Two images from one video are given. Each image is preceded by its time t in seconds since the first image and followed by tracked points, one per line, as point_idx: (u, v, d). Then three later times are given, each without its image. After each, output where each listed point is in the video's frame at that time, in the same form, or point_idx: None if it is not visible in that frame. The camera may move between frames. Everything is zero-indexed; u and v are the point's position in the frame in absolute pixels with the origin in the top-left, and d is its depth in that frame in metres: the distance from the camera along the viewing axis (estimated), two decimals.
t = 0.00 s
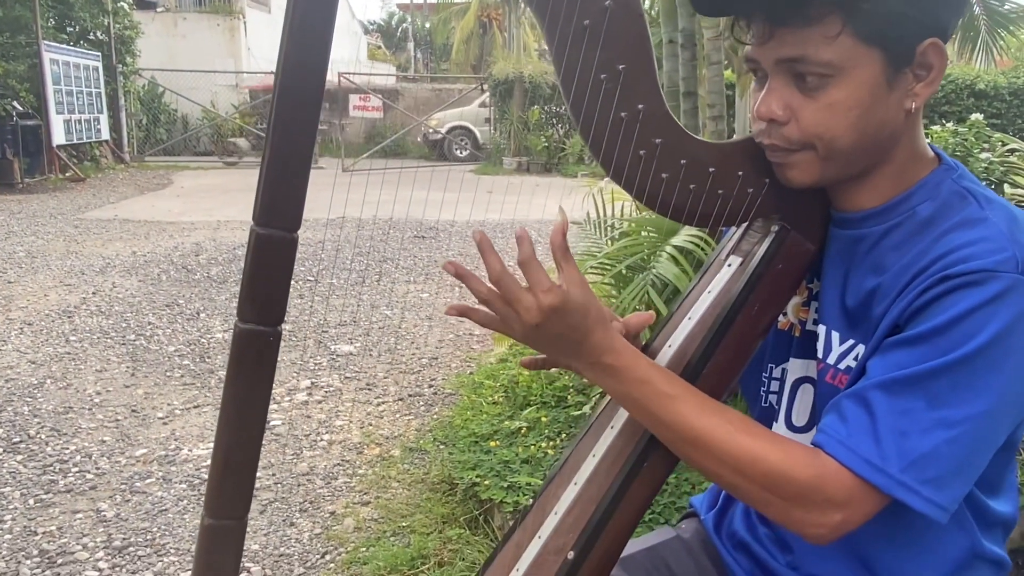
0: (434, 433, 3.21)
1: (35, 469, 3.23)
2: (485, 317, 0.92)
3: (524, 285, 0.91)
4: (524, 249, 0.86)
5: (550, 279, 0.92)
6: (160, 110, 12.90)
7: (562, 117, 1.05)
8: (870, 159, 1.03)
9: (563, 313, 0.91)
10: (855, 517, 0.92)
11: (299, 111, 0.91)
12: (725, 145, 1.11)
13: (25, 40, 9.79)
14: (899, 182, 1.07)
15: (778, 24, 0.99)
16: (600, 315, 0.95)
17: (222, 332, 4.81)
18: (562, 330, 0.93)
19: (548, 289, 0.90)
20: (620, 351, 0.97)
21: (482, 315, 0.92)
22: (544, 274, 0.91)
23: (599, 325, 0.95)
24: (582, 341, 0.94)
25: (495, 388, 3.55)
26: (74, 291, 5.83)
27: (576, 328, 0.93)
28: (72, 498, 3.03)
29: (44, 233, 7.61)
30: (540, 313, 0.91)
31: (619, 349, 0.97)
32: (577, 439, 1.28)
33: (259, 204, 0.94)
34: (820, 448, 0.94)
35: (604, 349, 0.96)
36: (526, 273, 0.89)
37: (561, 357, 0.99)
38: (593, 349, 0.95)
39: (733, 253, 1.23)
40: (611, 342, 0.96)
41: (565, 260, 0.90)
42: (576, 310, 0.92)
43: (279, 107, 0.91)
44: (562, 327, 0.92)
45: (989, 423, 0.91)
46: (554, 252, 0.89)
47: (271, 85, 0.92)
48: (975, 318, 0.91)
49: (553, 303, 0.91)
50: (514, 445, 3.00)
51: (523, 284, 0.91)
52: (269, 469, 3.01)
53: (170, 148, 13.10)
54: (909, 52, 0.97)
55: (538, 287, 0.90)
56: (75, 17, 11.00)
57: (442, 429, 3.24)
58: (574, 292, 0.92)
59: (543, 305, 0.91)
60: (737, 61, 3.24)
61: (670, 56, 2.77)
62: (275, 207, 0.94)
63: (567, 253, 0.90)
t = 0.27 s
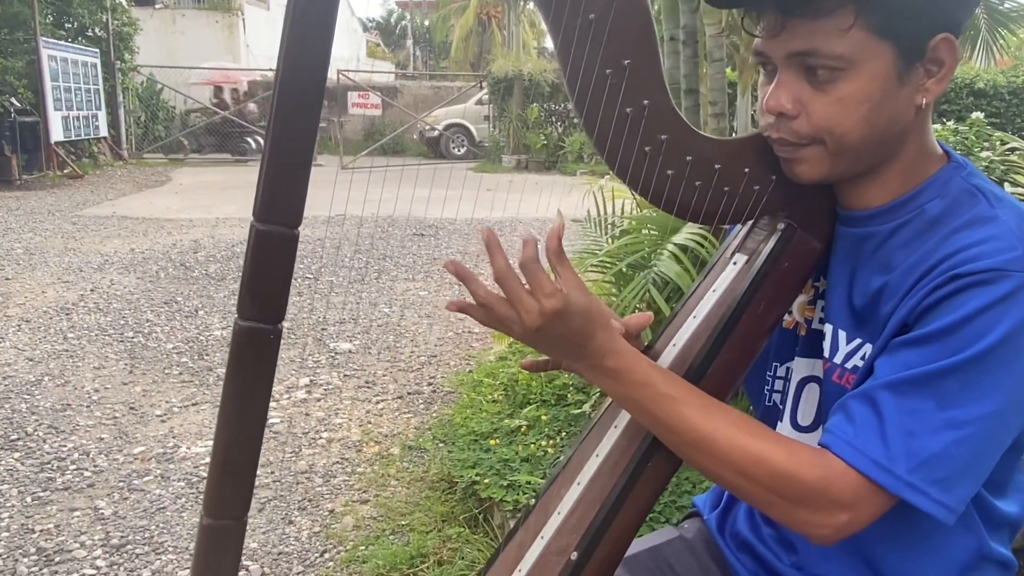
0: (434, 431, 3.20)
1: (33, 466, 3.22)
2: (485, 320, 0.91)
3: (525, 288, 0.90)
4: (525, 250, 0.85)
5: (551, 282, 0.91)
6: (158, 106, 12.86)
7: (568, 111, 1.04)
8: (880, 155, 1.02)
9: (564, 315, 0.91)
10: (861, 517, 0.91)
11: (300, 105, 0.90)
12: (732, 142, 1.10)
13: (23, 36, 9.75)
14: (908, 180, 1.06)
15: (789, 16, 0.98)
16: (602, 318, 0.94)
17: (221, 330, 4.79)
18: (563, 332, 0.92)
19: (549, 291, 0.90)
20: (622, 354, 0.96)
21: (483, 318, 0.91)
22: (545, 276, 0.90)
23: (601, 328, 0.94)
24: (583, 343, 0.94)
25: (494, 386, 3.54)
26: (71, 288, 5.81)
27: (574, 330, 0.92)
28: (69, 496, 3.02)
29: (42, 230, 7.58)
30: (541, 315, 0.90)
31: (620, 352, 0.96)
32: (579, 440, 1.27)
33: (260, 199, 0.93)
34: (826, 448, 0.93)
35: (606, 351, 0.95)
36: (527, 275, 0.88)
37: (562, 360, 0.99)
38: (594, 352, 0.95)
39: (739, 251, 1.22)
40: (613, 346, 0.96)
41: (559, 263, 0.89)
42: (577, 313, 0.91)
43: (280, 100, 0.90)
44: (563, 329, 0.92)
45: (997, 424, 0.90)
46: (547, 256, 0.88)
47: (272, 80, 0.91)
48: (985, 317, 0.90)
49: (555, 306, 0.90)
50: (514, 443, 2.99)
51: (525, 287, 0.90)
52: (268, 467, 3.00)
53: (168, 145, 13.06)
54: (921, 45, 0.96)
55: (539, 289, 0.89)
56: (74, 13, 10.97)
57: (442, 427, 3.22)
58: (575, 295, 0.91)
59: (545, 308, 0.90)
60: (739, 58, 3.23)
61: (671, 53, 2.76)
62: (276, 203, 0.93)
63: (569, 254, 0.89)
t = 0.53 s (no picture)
0: (434, 431, 3.19)
1: (31, 466, 3.21)
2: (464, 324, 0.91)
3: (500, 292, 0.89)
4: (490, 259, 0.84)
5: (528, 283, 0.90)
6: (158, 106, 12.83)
7: (570, 110, 1.03)
8: (884, 154, 1.01)
9: (542, 317, 0.90)
10: (857, 513, 0.90)
11: (301, 103, 0.89)
12: (736, 141, 1.09)
13: (23, 35, 9.73)
14: (911, 179, 1.05)
15: (790, 16, 0.98)
16: (583, 315, 0.92)
17: (221, 329, 4.78)
18: (543, 334, 0.91)
19: (524, 295, 0.88)
20: (605, 350, 0.95)
21: (461, 325, 0.91)
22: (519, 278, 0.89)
23: (581, 326, 0.93)
24: (564, 343, 0.92)
25: (494, 386, 3.54)
26: (71, 287, 5.80)
27: (558, 329, 0.91)
28: (68, 495, 3.01)
29: (42, 229, 7.57)
30: (517, 319, 0.89)
31: (604, 350, 0.95)
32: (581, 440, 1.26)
33: (259, 198, 0.92)
34: (825, 442, 0.92)
35: (588, 350, 0.94)
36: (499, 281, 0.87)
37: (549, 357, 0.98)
38: (577, 351, 0.94)
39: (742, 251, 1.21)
40: (595, 343, 0.94)
41: (541, 259, 0.88)
42: (555, 313, 0.90)
43: (280, 96, 0.89)
44: (542, 331, 0.91)
45: (996, 421, 0.90)
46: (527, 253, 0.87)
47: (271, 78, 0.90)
48: (988, 314, 0.89)
49: (530, 309, 0.89)
50: (514, 444, 2.98)
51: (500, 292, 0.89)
52: (268, 468, 2.99)
53: (168, 144, 13.04)
54: (925, 44, 0.95)
55: (514, 293, 0.88)
56: (74, 12, 10.95)
57: (442, 427, 3.21)
58: (552, 294, 0.90)
59: (520, 312, 0.89)
60: (740, 58, 3.22)
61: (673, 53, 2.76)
62: (276, 202, 0.92)
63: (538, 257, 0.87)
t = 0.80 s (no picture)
0: (434, 432, 3.18)
1: (31, 467, 3.21)
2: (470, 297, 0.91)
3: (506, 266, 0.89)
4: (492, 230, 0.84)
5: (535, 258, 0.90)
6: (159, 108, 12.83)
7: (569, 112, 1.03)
8: (883, 156, 1.01)
9: (547, 292, 0.89)
10: (852, 509, 0.90)
11: (300, 105, 0.89)
12: (735, 143, 1.09)
13: (25, 37, 9.73)
14: (911, 179, 1.05)
15: (786, 22, 0.97)
16: (591, 293, 0.92)
17: (221, 331, 4.78)
18: (548, 308, 0.91)
19: (529, 269, 0.88)
20: (611, 330, 0.95)
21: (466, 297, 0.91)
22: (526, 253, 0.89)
23: (588, 303, 0.92)
24: (570, 320, 0.92)
25: (495, 388, 3.53)
26: (72, 289, 5.81)
27: (567, 304, 0.91)
28: (68, 497, 3.00)
29: (43, 230, 7.58)
30: (522, 291, 0.89)
31: (610, 329, 0.94)
32: (581, 441, 1.25)
33: (258, 198, 0.92)
34: (822, 439, 0.92)
35: (594, 328, 0.94)
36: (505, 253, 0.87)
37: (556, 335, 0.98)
38: (584, 330, 0.93)
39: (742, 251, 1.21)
40: (602, 322, 0.94)
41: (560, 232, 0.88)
42: (561, 288, 0.90)
43: (279, 96, 0.88)
44: (548, 306, 0.91)
45: (995, 419, 0.89)
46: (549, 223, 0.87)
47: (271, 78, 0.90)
48: (987, 310, 0.89)
49: (536, 283, 0.88)
50: (514, 445, 2.98)
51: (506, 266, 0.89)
52: (268, 469, 2.99)
53: (169, 146, 13.04)
54: (922, 47, 0.95)
55: (520, 267, 0.88)
56: (75, 14, 10.95)
57: (442, 428, 3.21)
58: (559, 269, 0.90)
59: (526, 286, 0.89)
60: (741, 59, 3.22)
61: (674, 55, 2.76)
62: (275, 202, 0.92)
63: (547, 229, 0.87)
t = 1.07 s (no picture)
0: (435, 435, 3.19)
1: (33, 470, 3.21)
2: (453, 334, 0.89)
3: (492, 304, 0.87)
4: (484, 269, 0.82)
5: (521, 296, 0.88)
6: (161, 111, 12.85)
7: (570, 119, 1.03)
8: (883, 164, 1.01)
9: (534, 331, 0.88)
10: (849, 523, 0.90)
11: (301, 108, 0.89)
12: (736, 149, 1.09)
13: (27, 40, 9.75)
14: (910, 186, 1.05)
15: (781, 37, 0.97)
16: (576, 332, 0.91)
17: (223, 333, 4.79)
18: (534, 347, 0.89)
19: (517, 308, 0.86)
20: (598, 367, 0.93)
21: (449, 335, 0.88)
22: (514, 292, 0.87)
23: (575, 342, 0.91)
24: (556, 358, 0.90)
25: (496, 391, 3.53)
26: (73, 292, 5.82)
27: (555, 342, 0.89)
28: (70, 500, 3.01)
29: (45, 233, 7.60)
30: (509, 330, 0.87)
31: (597, 366, 0.93)
32: (582, 445, 1.26)
33: (259, 203, 0.93)
34: (819, 451, 0.92)
35: (582, 366, 0.92)
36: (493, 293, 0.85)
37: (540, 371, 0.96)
38: (571, 368, 0.92)
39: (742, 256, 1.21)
40: (589, 360, 0.92)
41: (549, 272, 0.86)
42: (548, 327, 0.88)
43: (280, 102, 0.89)
44: (534, 344, 0.89)
45: (992, 430, 0.89)
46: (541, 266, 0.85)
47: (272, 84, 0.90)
48: (983, 324, 0.89)
49: (523, 322, 0.87)
50: (515, 449, 2.98)
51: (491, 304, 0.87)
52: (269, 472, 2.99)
53: (171, 149, 13.06)
54: (921, 56, 0.95)
55: (506, 307, 0.86)
56: (78, 17, 10.97)
57: (443, 432, 3.21)
58: (546, 309, 0.88)
59: (513, 324, 0.87)
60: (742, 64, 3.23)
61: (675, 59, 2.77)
62: (276, 207, 0.93)
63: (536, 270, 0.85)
